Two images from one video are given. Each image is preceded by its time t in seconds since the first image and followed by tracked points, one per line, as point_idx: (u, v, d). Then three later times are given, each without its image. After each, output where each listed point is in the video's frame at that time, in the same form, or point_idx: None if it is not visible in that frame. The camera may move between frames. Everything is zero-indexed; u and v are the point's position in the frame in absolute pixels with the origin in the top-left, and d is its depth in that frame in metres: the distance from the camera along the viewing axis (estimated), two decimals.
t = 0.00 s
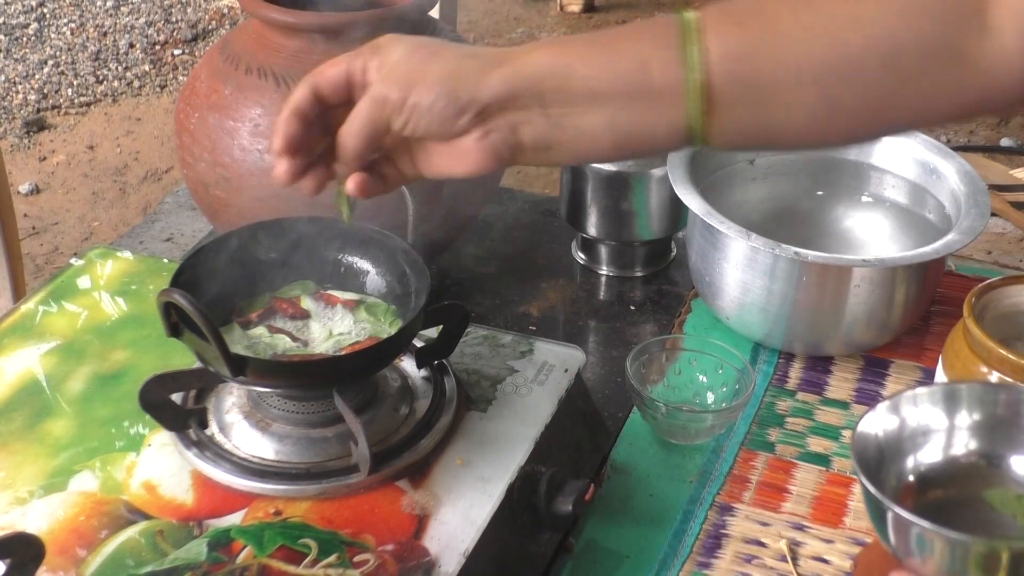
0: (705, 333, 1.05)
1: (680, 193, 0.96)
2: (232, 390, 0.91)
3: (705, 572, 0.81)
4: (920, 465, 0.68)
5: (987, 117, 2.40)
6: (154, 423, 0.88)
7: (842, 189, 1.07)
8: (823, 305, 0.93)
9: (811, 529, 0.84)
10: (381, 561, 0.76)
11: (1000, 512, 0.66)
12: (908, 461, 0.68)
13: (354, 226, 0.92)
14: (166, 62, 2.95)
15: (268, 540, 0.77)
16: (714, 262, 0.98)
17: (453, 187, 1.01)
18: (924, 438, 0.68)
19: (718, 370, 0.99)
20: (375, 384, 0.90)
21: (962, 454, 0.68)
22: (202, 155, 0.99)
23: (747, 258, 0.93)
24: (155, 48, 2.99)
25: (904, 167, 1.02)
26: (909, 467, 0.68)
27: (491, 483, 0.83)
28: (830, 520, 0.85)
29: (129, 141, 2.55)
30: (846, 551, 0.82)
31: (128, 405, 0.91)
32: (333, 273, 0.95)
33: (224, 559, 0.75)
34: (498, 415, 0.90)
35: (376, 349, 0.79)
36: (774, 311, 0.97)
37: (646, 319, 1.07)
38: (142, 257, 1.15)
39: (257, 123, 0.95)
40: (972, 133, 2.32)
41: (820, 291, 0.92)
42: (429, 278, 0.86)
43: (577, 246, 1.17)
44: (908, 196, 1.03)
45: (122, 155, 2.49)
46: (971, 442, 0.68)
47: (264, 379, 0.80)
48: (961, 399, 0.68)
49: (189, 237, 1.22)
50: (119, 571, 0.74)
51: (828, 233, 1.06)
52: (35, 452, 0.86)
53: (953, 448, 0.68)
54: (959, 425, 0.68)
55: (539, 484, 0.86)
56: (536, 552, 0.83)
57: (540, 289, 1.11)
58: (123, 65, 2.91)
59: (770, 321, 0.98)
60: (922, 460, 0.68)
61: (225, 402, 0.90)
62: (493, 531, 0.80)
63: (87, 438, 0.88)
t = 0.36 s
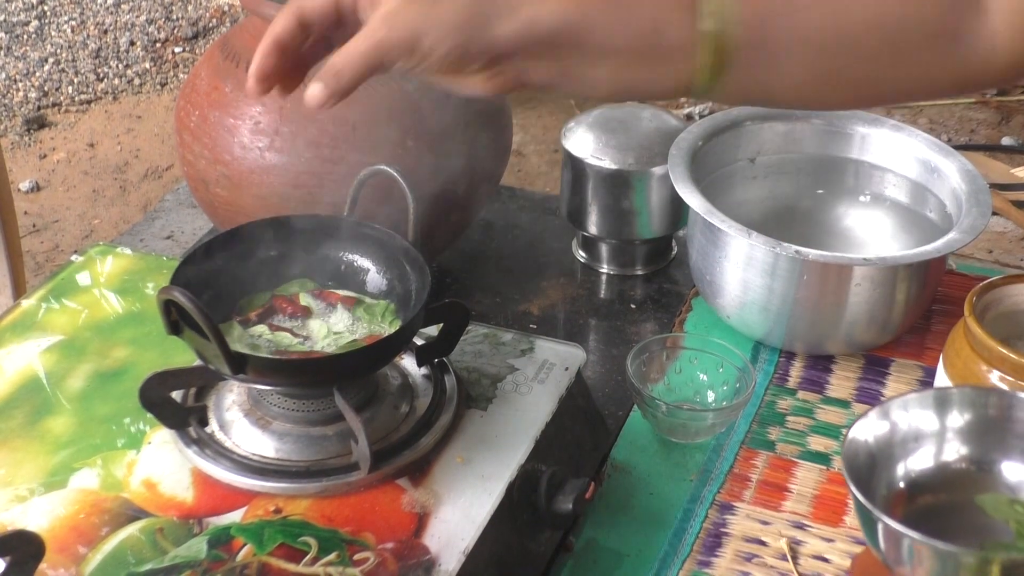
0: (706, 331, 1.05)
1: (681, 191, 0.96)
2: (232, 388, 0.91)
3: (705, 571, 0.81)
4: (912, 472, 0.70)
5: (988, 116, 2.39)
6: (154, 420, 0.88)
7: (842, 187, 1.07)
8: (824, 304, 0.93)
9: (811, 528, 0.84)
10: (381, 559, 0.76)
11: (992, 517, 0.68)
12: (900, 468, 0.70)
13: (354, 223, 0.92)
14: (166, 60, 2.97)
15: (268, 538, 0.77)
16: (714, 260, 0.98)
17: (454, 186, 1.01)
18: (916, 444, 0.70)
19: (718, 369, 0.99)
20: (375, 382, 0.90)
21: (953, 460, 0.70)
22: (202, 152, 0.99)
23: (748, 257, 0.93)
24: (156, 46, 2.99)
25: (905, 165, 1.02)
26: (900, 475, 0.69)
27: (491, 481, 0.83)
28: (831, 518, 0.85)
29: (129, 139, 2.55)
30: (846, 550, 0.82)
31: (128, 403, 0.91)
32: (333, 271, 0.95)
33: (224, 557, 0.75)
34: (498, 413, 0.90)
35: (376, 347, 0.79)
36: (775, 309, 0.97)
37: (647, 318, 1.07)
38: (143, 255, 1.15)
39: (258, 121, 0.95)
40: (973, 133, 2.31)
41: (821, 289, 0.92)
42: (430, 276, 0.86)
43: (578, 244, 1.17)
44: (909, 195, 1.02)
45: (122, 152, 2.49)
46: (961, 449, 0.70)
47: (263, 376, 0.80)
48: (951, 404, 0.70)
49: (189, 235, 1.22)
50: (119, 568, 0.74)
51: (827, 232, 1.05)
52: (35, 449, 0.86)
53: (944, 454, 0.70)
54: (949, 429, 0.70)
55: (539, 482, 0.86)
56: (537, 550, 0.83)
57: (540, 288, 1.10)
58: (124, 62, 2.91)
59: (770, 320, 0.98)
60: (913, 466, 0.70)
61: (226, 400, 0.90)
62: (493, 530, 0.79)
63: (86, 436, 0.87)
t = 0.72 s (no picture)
0: (706, 331, 1.03)
1: (681, 190, 0.95)
2: (232, 386, 0.91)
3: (705, 570, 0.80)
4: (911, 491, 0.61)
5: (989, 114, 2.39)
6: (155, 419, 0.88)
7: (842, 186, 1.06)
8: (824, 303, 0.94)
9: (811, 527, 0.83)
10: (381, 558, 0.76)
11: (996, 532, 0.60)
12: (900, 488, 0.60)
13: (354, 222, 0.92)
14: (167, 58, 2.95)
15: (268, 537, 0.77)
16: (714, 259, 0.98)
17: (455, 185, 1.01)
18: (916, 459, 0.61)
19: (718, 368, 0.98)
20: (375, 381, 0.90)
21: (955, 475, 0.62)
22: (202, 151, 0.99)
23: (749, 256, 0.93)
24: (157, 45, 2.99)
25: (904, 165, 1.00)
26: (900, 497, 0.60)
27: (491, 480, 0.83)
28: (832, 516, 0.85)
29: (130, 138, 2.55)
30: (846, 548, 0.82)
31: (128, 402, 0.91)
32: (333, 270, 0.95)
33: (224, 556, 0.76)
34: (498, 412, 0.90)
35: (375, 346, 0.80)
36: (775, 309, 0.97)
37: (647, 317, 1.06)
38: (144, 254, 1.15)
39: (258, 120, 0.94)
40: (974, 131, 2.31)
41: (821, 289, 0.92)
42: (430, 275, 0.86)
43: (578, 243, 1.17)
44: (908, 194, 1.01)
45: (124, 151, 2.49)
46: (966, 461, 0.62)
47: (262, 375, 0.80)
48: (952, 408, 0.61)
49: (189, 234, 1.22)
50: (120, 566, 0.75)
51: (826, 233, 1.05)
52: (36, 448, 0.86)
53: (948, 469, 0.62)
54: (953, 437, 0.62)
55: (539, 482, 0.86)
56: (536, 549, 0.83)
57: (540, 287, 1.10)
58: (125, 61, 2.91)
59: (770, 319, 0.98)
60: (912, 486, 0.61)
61: (226, 399, 0.90)
62: (493, 529, 0.80)
63: (86, 435, 0.87)
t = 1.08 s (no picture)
0: (709, 329, 1.04)
1: (685, 188, 0.95)
2: (235, 384, 0.91)
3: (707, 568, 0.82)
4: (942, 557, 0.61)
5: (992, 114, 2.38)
6: (158, 416, 0.88)
7: (845, 185, 1.06)
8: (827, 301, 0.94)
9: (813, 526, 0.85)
10: (383, 556, 0.76)
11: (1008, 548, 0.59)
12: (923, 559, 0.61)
13: (358, 220, 0.91)
14: (170, 56, 2.94)
15: (270, 534, 0.77)
16: (717, 258, 0.98)
17: (458, 183, 1.01)
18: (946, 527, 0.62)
19: (721, 367, 0.98)
20: (378, 379, 0.90)
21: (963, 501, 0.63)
22: (205, 149, 0.99)
23: (751, 255, 0.94)
24: (160, 42, 2.99)
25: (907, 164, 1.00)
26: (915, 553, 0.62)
27: (494, 478, 0.83)
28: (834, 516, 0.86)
29: (133, 135, 2.55)
30: (848, 547, 0.83)
31: (131, 398, 0.91)
32: (336, 267, 0.94)
33: (227, 553, 0.76)
34: (501, 410, 0.90)
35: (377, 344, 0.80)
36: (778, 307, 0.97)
37: (650, 315, 1.06)
38: (147, 251, 1.15)
39: (261, 117, 0.94)
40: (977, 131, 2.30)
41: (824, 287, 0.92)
42: (434, 273, 0.86)
43: (581, 241, 1.16)
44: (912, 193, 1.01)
45: (126, 149, 2.49)
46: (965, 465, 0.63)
47: (267, 372, 0.81)
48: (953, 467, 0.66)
49: (192, 231, 1.22)
50: (123, 563, 0.75)
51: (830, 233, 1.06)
52: (39, 444, 0.86)
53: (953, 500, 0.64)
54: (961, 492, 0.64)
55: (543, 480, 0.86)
56: (538, 547, 0.84)
57: (543, 285, 1.10)
58: (128, 58, 2.91)
59: (774, 317, 0.98)
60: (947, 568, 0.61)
61: (229, 396, 0.90)
62: (495, 527, 0.80)
63: (89, 432, 0.87)
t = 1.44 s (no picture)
0: (717, 327, 1.05)
1: (694, 186, 0.96)
2: (243, 379, 0.91)
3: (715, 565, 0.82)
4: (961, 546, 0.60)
5: (1000, 113, 2.38)
6: (166, 411, 0.88)
7: (854, 183, 1.06)
8: (836, 299, 0.94)
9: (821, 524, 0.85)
10: (393, 551, 0.76)
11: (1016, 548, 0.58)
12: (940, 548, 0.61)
13: (367, 216, 0.92)
14: (177, 52, 2.94)
15: (280, 529, 0.77)
16: (726, 255, 0.98)
17: (467, 180, 1.01)
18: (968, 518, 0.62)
19: (729, 364, 0.98)
20: (387, 374, 0.90)
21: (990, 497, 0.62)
22: (214, 144, 0.99)
23: (760, 252, 0.94)
24: (168, 39, 2.99)
25: (916, 162, 1.00)
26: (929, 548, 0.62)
27: (503, 474, 0.83)
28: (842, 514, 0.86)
29: (141, 131, 2.55)
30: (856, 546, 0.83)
31: (139, 393, 0.91)
32: (345, 263, 0.94)
33: (236, 548, 0.76)
34: (509, 406, 0.90)
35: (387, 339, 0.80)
36: (787, 304, 0.97)
37: (658, 312, 1.06)
38: (155, 246, 1.15)
39: (271, 113, 0.94)
40: (985, 129, 2.30)
41: (833, 285, 0.92)
42: (443, 269, 0.86)
43: (589, 239, 1.16)
44: (920, 191, 1.01)
45: (134, 145, 2.49)
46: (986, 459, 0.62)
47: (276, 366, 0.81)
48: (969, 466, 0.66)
49: (200, 227, 1.22)
50: (133, 557, 0.75)
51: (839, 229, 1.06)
52: (48, 439, 0.86)
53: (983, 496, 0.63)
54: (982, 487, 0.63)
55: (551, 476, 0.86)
56: (547, 543, 0.84)
57: (551, 282, 1.10)
58: (135, 54, 2.91)
59: (782, 314, 0.98)
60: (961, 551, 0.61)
61: (237, 391, 0.90)
62: (504, 524, 0.80)
63: (98, 426, 0.87)
